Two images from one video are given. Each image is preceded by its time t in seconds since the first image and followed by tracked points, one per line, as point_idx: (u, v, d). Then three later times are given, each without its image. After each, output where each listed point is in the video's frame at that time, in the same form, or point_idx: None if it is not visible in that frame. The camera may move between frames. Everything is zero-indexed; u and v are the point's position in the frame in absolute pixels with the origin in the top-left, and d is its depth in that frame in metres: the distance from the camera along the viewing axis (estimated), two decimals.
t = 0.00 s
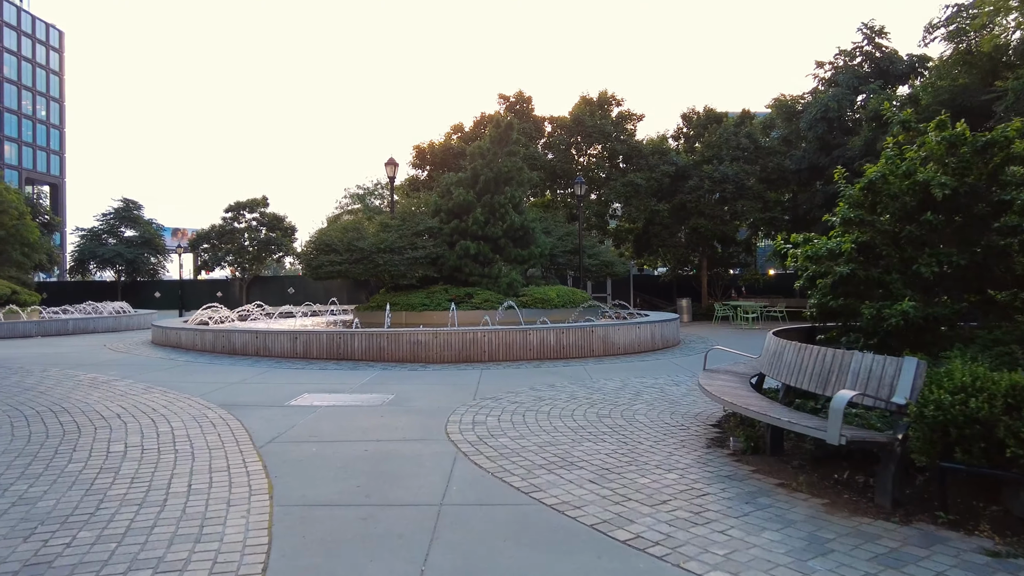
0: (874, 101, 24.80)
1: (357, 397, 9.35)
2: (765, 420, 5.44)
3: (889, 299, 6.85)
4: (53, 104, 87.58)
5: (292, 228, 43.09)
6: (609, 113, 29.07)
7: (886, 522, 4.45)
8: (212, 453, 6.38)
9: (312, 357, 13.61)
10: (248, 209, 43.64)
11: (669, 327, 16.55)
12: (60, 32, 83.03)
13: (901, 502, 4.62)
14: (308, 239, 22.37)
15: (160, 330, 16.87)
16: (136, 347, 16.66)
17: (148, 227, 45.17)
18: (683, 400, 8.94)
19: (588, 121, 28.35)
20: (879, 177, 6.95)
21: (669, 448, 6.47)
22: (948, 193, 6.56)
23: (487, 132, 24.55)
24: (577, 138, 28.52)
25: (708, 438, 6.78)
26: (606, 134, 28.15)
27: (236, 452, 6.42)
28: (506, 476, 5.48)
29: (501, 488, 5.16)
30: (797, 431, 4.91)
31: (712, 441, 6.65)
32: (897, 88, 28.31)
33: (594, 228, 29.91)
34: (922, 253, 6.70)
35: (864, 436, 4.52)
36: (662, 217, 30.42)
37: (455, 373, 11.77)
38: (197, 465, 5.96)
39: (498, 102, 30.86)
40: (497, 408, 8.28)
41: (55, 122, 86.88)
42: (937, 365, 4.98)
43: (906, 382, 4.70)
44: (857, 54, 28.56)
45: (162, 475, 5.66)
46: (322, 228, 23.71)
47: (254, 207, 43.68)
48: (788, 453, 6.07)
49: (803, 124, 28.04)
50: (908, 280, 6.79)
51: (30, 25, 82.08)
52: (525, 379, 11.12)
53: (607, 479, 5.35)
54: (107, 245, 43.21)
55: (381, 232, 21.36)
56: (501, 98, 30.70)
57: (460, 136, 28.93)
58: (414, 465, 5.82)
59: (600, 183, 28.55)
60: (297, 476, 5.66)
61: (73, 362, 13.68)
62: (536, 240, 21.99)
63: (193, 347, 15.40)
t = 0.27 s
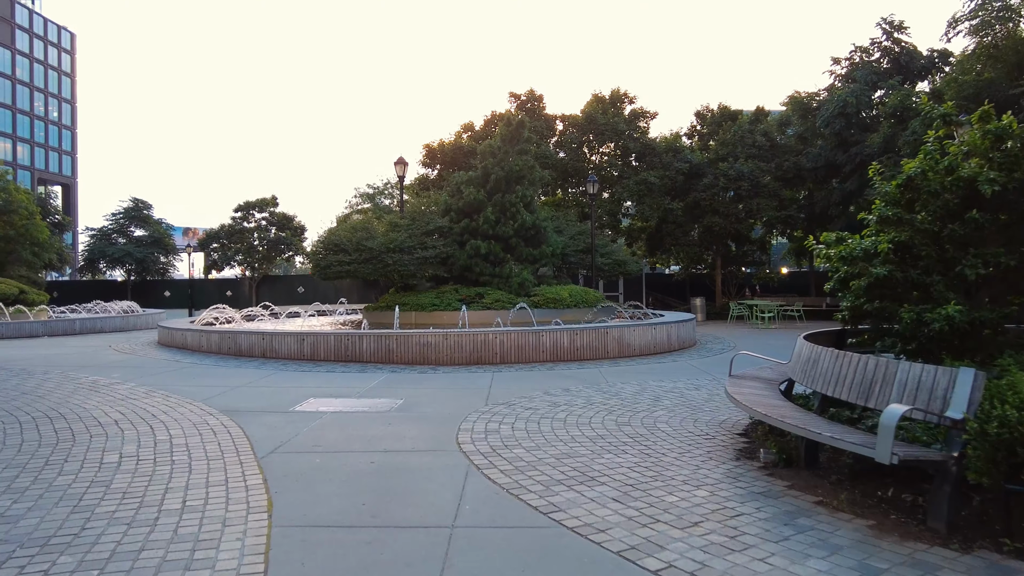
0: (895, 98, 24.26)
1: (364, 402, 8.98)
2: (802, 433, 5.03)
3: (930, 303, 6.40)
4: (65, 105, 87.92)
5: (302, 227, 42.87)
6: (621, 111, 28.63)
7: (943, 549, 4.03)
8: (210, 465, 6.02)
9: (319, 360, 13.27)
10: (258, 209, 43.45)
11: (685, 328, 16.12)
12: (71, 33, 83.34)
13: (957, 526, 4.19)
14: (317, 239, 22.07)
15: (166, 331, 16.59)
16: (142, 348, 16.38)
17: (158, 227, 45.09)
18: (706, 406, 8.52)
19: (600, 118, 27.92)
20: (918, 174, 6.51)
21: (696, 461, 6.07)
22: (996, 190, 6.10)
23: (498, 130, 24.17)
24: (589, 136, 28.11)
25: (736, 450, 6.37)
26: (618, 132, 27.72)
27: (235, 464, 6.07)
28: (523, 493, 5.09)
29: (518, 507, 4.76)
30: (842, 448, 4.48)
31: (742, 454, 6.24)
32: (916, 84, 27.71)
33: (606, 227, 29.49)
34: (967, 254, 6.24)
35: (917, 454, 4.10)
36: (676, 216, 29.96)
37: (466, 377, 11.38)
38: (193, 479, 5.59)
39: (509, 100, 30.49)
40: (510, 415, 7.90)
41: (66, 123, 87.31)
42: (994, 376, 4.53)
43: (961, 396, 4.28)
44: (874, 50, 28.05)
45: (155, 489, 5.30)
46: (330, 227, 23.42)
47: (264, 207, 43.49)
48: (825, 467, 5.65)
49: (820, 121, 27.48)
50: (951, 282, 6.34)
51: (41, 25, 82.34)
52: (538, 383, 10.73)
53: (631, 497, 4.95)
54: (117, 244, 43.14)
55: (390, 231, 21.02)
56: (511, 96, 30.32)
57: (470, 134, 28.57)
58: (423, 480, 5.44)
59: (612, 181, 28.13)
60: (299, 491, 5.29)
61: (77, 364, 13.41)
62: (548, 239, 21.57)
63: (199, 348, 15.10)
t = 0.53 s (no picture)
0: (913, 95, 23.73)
1: (371, 407, 8.62)
2: (844, 445, 4.63)
3: (974, 305, 5.99)
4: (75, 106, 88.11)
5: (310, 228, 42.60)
6: (633, 109, 28.24)
7: None
8: (207, 476, 5.67)
9: (325, 362, 12.92)
10: (266, 209, 43.22)
11: (700, 330, 15.71)
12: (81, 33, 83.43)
13: None
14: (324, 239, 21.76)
15: (171, 332, 16.28)
16: (145, 350, 16.08)
17: (166, 227, 44.88)
18: (729, 414, 8.10)
19: (611, 116, 27.51)
20: (961, 165, 6.09)
21: (724, 473, 5.67)
22: None
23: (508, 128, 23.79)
24: (600, 134, 27.73)
25: (766, 462, 5.97)
26: (630, 130, 27.32)
27: (234, 474, 5.72)
28: (541, 508, 4.72)
29: (535, 525, 4.39)
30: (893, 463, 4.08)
31: (772, 465, 5.84)
32: (933, 81, 27.16)
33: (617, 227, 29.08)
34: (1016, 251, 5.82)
35: (983, 473, 3.69)
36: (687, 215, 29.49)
37: (476, 380, 11.01)
38: (187, 492, 5.24)
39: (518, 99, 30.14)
40: (524, 422, 7.52)
41: (76, 124, 87.47)
42: None
43: None
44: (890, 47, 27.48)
45: (146, 504, 4.94)
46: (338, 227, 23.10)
47: (271, 207, 43.25)
48: (865, 481, 5.24)
49: (835, 120, 26.91)
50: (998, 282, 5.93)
51: (52, 27, 82.63)
52: (551, 387, 10.33)
53: (658, 515, 4.56)
54: (125, 245, 42.97)
55: (398, 231, 20.69)
56: (521, 94, 29.94)
57: (479, 133, 28.23)
58: (433, 494, 5.07)
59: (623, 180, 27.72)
60: (301, 505, 4.93)
61: (78, 365, 13.10)
62: (559, 239, 21.13)
63: (204, 350, 14.78)
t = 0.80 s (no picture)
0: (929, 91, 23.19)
1: (376, 412, 8.28)
2: (887, 460, 4.22)
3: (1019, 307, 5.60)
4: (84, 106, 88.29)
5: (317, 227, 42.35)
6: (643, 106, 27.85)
7: None
8: (200, 489, 5.33)
9: (330, 364, 12.59)
10: (273, 209, 43.00)
11: (714, 331, 15.33)
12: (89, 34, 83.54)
13: None
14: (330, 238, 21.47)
15: (174, 334, 15.98)
16: (148, 351, 15.81)
17: (172, 226, 44.69)
18: (751, 423, 7.71)
19: (620, 114, 27.13)
20: (1003, 157, 5.69)
21: (752, 487, 5.30)
22: None
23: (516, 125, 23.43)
24: (609, 132, 27.34)
25: (796, 475, 5.60)
26: (640, 127, 26.94)
27: (230, 488, 5.38)
28: (558, 528, 4.36)
29: (552, 548, 4.03)
30: (946, 482, 3.71)
31: (803, 478, 5.47)
32: (950, 77, 26.62)
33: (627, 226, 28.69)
34: None
35: None
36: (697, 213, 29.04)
37: (485, 384, 10.65)
38: (178, 508, 4.90)
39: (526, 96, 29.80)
40: (536, 429, 7.16)
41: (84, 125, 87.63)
42: None
43: None
44: (905, 42, 26.95)
45: (132, 521, 4.60)
46: (344, 226, 22.81)
47: (278, 207, 43.02)
48: (906, 497, 4.86)
49: (848, 117, 26.40)
50: None
51: (61, 28, 82.72)
52: (564, 391, 9.98)
53: (686, 537, 4.20)
54: (131, 245, 42.81)
55: (405, 230, 20.37)
56: (530, 92, 29.60)
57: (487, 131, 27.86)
58: (441, 512, 4.72)
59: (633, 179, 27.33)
60: (299, 523, 4.59)
61: (78, 368, 12.82)
62: (568, 238, 20.71)
63: (206, 352, 14.49)
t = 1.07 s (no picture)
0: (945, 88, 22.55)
1: (379, 417, 7.90)
2: (941, 474, 3.76)
3: None
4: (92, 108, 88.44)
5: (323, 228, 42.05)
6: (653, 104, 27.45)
7: None
8: (188, 501, 4.96)
9: (334, 367, 12.24)
10: (279, 209, 42.73)
11: (728, 334, 14.91)
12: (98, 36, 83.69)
13: None
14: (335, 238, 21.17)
15: (175, 335, 15.67)
16: (149, 352, 15.50)
17: (178, 227, 44.42)
18: (774, 430, 7.31)
19: (630, 112, 26.71)
20: None
21: (783, 499, 4.91)
22: None
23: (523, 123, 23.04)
24: (619, 130, 26.95)
25: (829, 486, 5.19)
26: (650, 125, 26.52)
27: (220, 499, 5.01)
28: (574, 548, 3.97)
29: (569, 571, 3.64)
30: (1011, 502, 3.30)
31: (838, 490, 5.07)
32: (966, 74, 26.04)
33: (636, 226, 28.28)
34: None
35: None
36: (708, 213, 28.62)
37: (493, 387, 10.27)
38: (163, 522, 4.53)
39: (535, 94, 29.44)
40: (547, 436, 6.77)
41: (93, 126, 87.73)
42: None
43: None
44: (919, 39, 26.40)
45: (111, 538, 4.24)
46: (350, 226, 22.49)
47: (285, 207, 42.76)
48: (953, 514, 4.45)
49: (860, 116, 25.86)
50: None
51: (70, 29, 82.86)
52: (575, 394, 9.60)
53: (716, 559, 3.81)
54: (137, 245, 42.59)
55: (412, 229, 20.02)
56: (538, 90, 29.22)
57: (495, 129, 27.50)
58: (447, 528, 4.33)
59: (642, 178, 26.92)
60: (292, 540, 4.21)
61: (75, 369, 12.51)
62: (578, 238, 20.29)
63: (208, 353, 14.16)
